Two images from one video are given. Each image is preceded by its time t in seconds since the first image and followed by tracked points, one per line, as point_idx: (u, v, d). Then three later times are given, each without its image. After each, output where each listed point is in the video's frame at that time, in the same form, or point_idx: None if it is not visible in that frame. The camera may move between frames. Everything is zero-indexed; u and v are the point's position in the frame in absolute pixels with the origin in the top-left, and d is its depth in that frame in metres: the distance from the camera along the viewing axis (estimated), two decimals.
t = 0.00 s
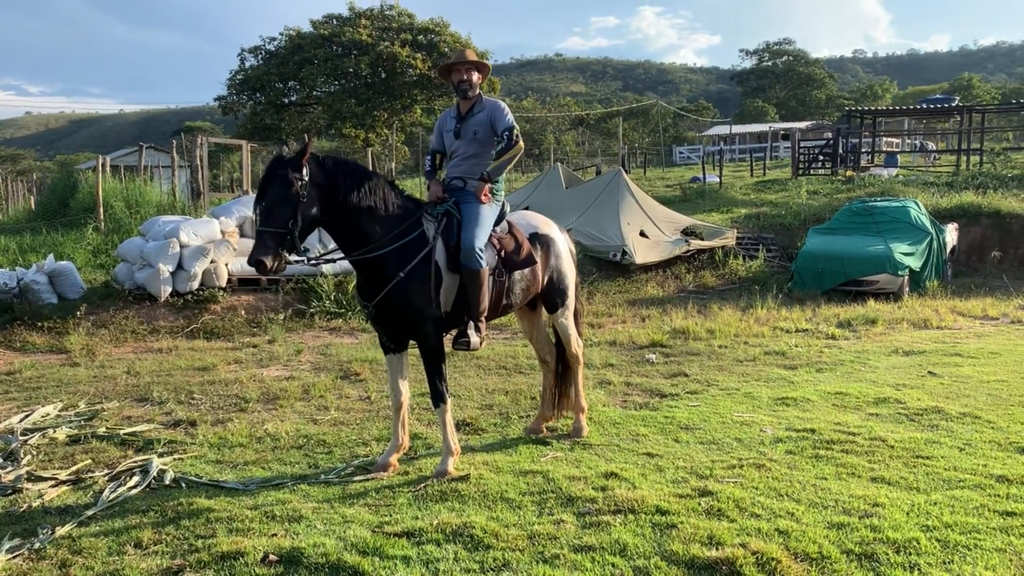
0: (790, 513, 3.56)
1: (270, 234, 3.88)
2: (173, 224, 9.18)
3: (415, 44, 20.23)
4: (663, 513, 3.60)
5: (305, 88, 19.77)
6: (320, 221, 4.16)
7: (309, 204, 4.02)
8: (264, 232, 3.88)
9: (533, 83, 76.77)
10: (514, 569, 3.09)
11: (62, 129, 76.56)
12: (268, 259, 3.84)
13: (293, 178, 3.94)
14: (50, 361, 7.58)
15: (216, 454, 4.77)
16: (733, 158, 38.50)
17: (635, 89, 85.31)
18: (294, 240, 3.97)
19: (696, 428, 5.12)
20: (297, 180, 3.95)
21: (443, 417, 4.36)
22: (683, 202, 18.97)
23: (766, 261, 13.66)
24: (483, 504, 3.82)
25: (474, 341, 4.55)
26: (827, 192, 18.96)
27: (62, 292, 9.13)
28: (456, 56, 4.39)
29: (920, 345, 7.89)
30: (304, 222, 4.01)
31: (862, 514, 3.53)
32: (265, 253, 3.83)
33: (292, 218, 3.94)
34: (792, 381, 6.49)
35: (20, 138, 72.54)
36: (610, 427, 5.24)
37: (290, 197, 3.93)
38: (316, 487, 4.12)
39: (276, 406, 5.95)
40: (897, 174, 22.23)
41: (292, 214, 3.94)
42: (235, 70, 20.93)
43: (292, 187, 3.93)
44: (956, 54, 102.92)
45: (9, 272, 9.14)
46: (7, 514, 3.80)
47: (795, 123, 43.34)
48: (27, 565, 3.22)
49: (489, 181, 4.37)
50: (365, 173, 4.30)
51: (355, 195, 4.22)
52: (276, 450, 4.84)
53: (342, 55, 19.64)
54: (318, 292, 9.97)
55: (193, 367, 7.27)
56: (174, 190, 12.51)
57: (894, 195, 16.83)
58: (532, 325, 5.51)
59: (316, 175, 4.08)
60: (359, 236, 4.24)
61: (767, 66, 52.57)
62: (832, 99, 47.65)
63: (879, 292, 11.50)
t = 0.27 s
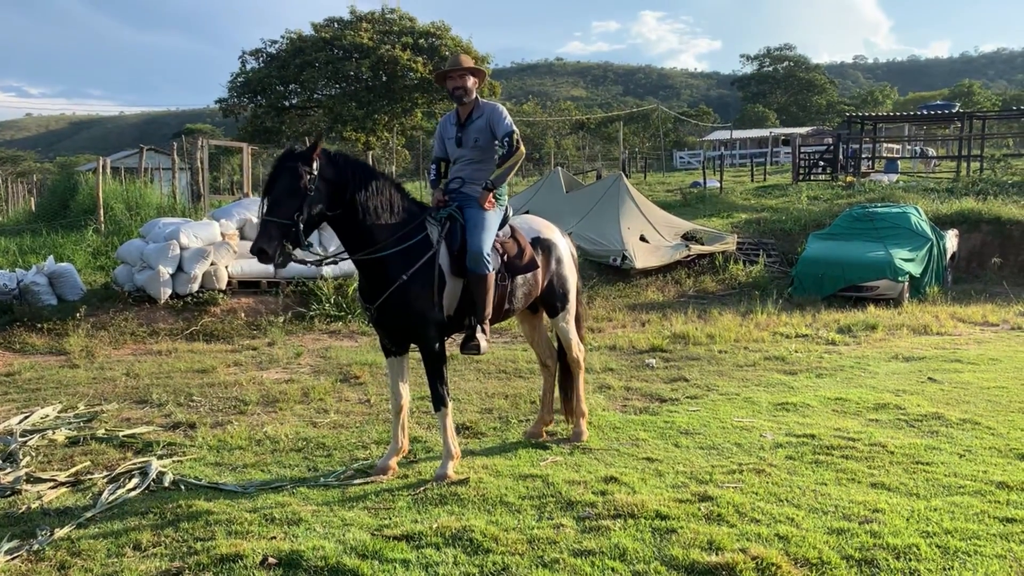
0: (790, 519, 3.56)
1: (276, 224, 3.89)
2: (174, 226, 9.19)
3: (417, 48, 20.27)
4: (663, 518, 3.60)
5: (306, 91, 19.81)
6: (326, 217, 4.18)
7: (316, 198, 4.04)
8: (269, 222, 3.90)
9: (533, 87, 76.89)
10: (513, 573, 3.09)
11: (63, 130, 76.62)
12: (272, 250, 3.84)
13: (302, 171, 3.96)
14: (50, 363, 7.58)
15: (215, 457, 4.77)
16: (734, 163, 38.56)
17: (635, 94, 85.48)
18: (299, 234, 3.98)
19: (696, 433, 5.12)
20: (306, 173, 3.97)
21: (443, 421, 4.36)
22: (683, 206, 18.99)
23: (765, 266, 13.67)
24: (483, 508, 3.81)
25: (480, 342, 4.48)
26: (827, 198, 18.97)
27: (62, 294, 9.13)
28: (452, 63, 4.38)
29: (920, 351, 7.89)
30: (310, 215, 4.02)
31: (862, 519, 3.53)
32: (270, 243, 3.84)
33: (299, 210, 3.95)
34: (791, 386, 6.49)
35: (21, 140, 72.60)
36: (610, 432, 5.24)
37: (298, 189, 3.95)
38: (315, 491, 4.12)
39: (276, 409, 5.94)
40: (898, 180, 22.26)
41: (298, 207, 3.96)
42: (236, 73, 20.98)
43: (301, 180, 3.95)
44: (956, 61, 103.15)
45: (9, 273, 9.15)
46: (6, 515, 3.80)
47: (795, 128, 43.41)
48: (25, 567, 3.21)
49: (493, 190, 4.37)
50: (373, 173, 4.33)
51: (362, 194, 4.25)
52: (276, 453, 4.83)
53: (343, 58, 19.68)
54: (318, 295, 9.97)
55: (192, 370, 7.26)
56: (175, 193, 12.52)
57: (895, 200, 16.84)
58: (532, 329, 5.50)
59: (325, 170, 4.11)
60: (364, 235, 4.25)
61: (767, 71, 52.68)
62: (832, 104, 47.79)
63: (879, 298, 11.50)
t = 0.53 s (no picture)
0: (790, 523, 3.56)
1: (280, 215, 3.93)
2: (175, 228, 9.19)
3: (418, 51, 20.30)
4: (663, 522, 3.60)
5: (308, 94, 19.84)
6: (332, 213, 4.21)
7: (323, 193, 4.07)
8: (274, 212, 3.94)
9: (534, 91, 76.97)
10: None
11: (64, 132, 76.72)
12: (275, 240, 3.88)
13: (309, 165, 4.00)
14: (50, 364, 7.58)
15: (215, 459, 4.77)
16: (734, 167, 38.62)
17: (636, 98, 85.60)
18: (304, 226, 4.01)
19: (696, 437, 5.12)
20: (313, 167, 4.02)
21: (444, 424, 4.36)
22: (684, 211, 19.02)
23: (766, 271, 13.68)
24: (483, 511, 3.81)
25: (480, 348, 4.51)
26: (827, 203, 18.99)
27: (63, 295, 9.13)
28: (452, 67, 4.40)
29: (920, 356, 7.89)
30: (316, 209, 4.06)
31: (862, 524, 3.53)
32: (273, 233, 3.88)
33: (303, 202, 3.99)
34: (792, 391, 6.49)
35: (22, 142, 72.70)
36: (610, 435, 5.24)
37: (304, 182, 3.99)
38: (315, 493, 4.11)
39: (276, 412, 5.94)
40: (898, 185, 22.29)
41: (304, 200, 4.00)
42: (238, 76, 21.02)
43: (308, 173, 4.00)
44: (956, 67, 103.35)
45: (10, 274, 9.16)
46: (6, 517, 3.80)
47: (795, 133, 43.46)
48: (26, 568, 3.22)
49: (492, 195, 4.36)
50: (381, 172, 4.36)
51: (369, 192, 4.28)
52: (276, 455, 4.83)
53: (344, 61, 19.72)
54: (319, 297, 9.97)
55: (193, 372, 7.26)
56: (176, 195, 12.54)
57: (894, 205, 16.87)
58: (533, 332, 5.50)
59: (333, 166, 4.14)
60: (368, 234, 4.27)
61: (768, 76, 52.78)
62: (832, 110, 47.87)
63: (880, 303, 11.50)
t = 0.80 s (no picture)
0: (790, 527, 3.56)
1: (274, 223, 3.95)
2: (175, 229, 9.20)
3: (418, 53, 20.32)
4: (663, 525, 3.60)
5: (308, 96, 19.86)
6: (329, 218, 4.21)
7: (317, 198, 4.07)
8: (268, 220, 3.96)
9: (535, 93, 77.02)
10: None
11: (64, 133, 76.77)
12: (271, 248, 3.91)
13: (302, 173, 4.02)
14: (50, 365, 7.57)
15: (215, 460, 4.77)
16: (734, 171, 38.66)
17: (636, 101, 85.69)
18: (300, 233, 4.02)
19: (696, 440, 5.12)
20: (306, 175, 4.03)
21: (444, 427, 4.36)
22: (683, 214, 19.04)
23: (766, 274, 13.69)
24: (483, 514, 3.81)
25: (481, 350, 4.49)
26: (827, 206, 19.01)
27: (63, 296, 9.13)
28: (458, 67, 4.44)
29: (920, 360, 7.90)
30: (311, 215, 4.06)
31: (862, 528, 3.53)
32: (268, 243, 3.90)
33: (298, 209, 4.00)
34: (791, 394, 6.49)
35: (23, 142, 72.74)
36: (609, 438, 5.24)
37: (297, 189, 4.01)
38: (315, 495, 4.11)
39: (275, 413, 5.94)
40: (898, 189, 22.31)
41: (298, 207, 4.01)
42: (239, 77, 21.05)
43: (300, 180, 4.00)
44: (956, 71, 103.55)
45: (10, 275, 9.16)
46: (5, 518, 3.79)
47: (795, 136, 43.51)
48: (25, 569, 3.21)
49: (494, 197, 4.37)
50: (377, 174, 4.35)
51: (366, 194, 4.26)
52: (276, 457, 4.83)
53: (345, 63, 19.74)
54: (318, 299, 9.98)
55: (192, 373, 7.26)
56: (177, 196, 12.54)
57: (894, 209, 16.88)
58: (531, 335, 5.50)
59: (327, 172, 4.14)
60: (367, 237, 4.25)
61: (768, 80, 52.85)
62: (832, 113, 47.94)
63: (880, 307, 11.50)
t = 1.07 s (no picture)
0: (789, 528, 3.56)
1: (270, 209, 3.99)
2: (174, 228, 9.19)
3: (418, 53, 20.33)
4: (661, 526, 3.60)
5: (308, 96, 19.86)
6: (329, 212, 4.24)
7: (317, 190, 4.11)
8: (265, 206, 4.01)
9: (534, 94, 77.02)
10: None
11: (63, 132, 76.68)
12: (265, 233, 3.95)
13: (304, 164, 4.07)
14: (49, 364, 7.57)
15: (214, 460, 4.76)
16: (733, 172, 38.69)
17: (635, 101, 85.73)
18: (296, 223, 4.06)
19: (694, 441, 5.13)
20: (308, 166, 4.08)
21: (443, 426, 4.36)
22: (683, 215, 19.05)
23: (765, 275, 13.70)
24: (481, 514, 3.81)
25: (479, 351, 4.52)
26: (826, 208, 19.03)
27: (62, 295, 9.14)
28: (462, 66, 4.44)
29: (919, 362, 7.91)
30: (309, 206, 4.10)
31: (860, 530, 3.53)
32: (262, 228, 3.94)
33: (296, 199, 4.05)
34: (790, 395, 6.50)
35: (22, 141, 72.67)
36: (608, 439, 5.24)
37: (296, 180, 4.06)
38: (313, 495, 4.11)
39: (274, 413, 5.94)
40: (897, 191, 22.35)
41: (297, 197, 4.06)
42: (238, 77, 21.05)
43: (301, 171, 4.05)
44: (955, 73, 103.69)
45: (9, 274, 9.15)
46: (4, 516, 3.79)
47: (795, 137, 43.55)
48: (23, 568, 3.21)
49: (496, 197, 4.38)
50: (381, 173, 4.37)
51: (368, 192, 4.28)
52: (275, 456, 4.83)
53: (345, 63, 19.74)
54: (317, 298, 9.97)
55: (192, 372, 7.26)
56: (176, 195, 12.54)
57: (893, 211, 16.90)
58: (530, 335, 5.50)
59: (330, 166, 4.17)
60: (366, 232, 4.26)
61: (767, 81, 52.90)
62: (831, 115, 47.98)
63: (878, 308, 11.51)
